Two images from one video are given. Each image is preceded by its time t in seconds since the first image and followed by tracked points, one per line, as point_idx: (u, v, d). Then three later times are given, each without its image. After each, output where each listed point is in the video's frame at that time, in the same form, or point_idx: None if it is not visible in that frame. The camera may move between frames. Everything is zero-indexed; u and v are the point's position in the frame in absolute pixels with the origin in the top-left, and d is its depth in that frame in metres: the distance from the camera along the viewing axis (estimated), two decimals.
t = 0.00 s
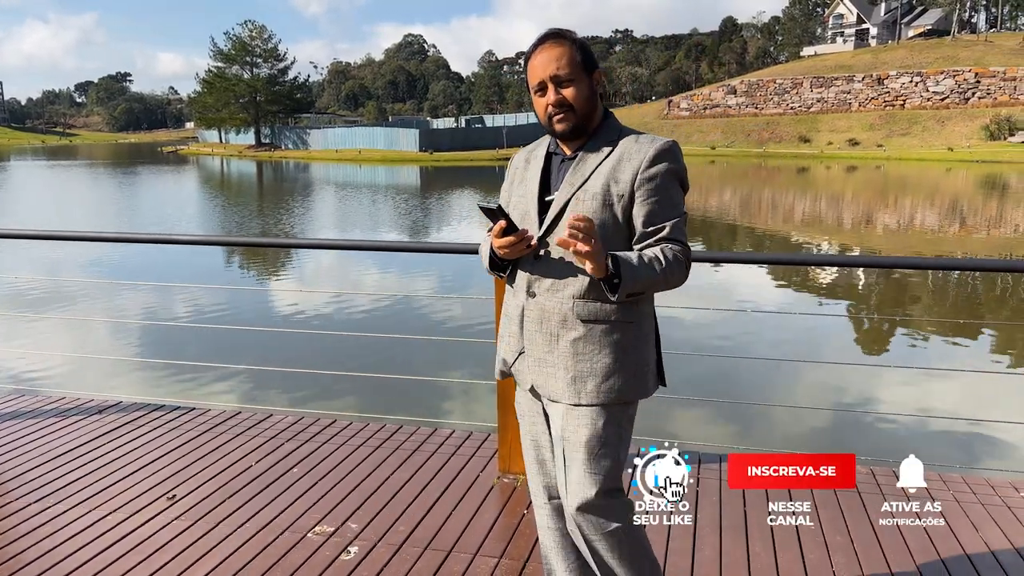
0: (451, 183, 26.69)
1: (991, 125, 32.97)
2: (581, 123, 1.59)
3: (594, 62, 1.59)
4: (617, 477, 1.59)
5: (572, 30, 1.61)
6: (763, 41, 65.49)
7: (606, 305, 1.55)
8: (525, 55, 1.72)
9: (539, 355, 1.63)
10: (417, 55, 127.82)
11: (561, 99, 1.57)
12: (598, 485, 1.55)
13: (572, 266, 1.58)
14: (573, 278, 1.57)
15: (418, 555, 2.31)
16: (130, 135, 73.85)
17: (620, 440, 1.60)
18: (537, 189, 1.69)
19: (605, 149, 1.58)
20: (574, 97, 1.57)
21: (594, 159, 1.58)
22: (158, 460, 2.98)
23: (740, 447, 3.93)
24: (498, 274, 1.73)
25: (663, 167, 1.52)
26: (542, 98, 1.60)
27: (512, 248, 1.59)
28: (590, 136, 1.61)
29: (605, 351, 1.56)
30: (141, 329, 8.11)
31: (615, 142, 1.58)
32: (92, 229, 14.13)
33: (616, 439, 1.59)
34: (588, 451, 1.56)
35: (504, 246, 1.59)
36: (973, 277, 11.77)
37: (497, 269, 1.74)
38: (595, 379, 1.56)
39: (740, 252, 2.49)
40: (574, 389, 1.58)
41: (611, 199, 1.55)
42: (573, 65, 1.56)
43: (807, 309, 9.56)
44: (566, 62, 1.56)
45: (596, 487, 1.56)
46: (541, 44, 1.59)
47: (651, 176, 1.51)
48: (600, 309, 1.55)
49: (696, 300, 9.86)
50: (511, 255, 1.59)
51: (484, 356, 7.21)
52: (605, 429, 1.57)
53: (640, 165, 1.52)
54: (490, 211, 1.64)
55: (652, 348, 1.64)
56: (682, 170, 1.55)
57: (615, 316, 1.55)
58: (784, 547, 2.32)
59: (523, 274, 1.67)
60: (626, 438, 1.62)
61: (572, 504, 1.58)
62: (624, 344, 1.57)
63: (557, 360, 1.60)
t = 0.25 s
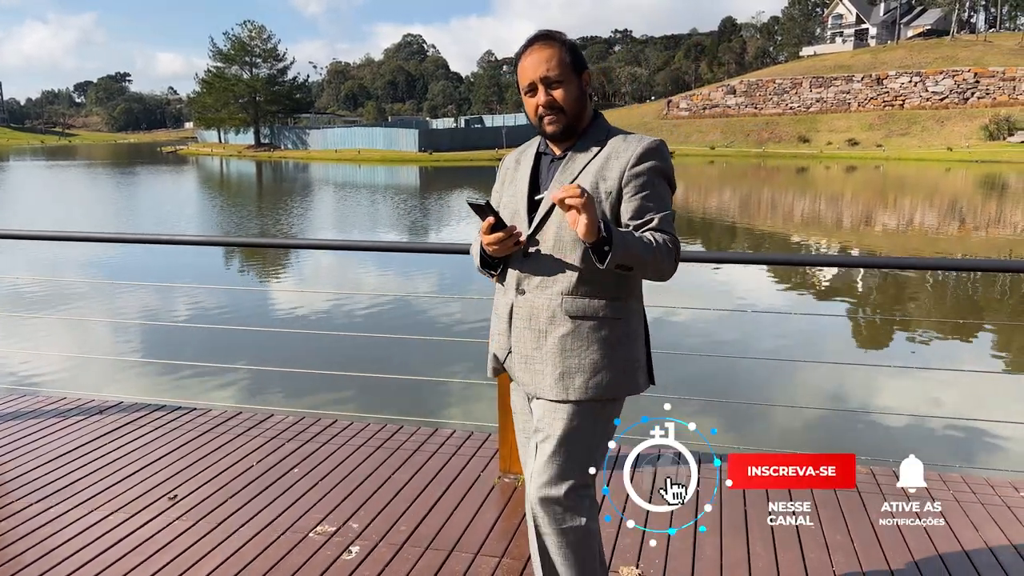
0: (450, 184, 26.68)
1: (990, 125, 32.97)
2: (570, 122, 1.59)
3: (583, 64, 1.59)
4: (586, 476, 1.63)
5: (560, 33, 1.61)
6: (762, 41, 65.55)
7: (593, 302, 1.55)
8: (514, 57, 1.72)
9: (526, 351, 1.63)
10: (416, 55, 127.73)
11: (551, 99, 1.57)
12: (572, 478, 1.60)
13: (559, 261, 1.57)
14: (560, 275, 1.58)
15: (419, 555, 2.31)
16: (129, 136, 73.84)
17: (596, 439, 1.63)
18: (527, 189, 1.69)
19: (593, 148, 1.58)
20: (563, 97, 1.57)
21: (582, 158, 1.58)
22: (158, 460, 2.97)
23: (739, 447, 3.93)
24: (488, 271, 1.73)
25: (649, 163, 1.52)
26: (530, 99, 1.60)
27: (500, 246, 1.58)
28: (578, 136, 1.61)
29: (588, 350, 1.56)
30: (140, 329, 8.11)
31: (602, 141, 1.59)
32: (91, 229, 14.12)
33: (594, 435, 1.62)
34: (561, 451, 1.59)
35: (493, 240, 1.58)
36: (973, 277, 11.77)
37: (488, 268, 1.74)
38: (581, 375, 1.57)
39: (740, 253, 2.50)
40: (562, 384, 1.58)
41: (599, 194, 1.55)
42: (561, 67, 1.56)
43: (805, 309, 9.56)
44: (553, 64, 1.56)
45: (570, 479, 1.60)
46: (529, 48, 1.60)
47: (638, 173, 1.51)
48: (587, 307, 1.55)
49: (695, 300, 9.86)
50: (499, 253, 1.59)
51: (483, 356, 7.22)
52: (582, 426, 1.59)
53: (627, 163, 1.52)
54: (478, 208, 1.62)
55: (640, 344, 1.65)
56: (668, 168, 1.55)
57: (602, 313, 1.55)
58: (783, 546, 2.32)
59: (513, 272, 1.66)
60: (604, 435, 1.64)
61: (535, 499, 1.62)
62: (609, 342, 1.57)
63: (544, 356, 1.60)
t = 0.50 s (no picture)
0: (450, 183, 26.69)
1: (989, 125, 32.98)
2: (560, 125, 1.59)
3: (571, 65, 1.59)
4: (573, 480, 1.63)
5: (548, 35, 1.61)
6: (761, 41, 65.62)
7: (582, 306, 1.55)
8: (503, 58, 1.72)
9: (518, 353, 1.63)
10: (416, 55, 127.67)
11: (540, 102, 1.57)
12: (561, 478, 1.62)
13: (546, 263, 1.58)
14: (549, 277, 1.57)
15: (420, 554, 2.31)
16: (128, 136, 73.79)
17: (582, 445, 1.63)
18: (517, 193, 1.69)
19: (583, 150, 1.58)
20: (552, 99, 1.57)
21: (570, 160, 1.58)
22: (159, 460, 2.97)
23: (740, 447, 3.93)
24: (481, 274, 1.73)
25: (637, 164, 1.51)
26: (519, 102, 1.60)
27: (490, 249, 1.58)
28: (568, 138, 1.61)
29: (576, 352, 1.56)
30: (139, 329, 8.12)
31: (591, 143, 1.58)
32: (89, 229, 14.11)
33: (584, 436, 1.62)
34: (545, 454, 1.61)
35: (483, 244, 1.58)
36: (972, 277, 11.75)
37: (481, 270, 1.74)
38: (570, 378, 1.56)
39: (739, 253, 2.51)
40: (551, 387, 1.58)
41: (587, 198, 1.55)
42: (550, 69, 1.55)
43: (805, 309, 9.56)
44: (542, 65, 1.55)
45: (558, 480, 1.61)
46: (517, 51, 1.60)
47: (625, 175, 1.50)
48: (577, 310, 1.55)
49: (694, 300, 9.87)
50: (489, 255, 1.59)
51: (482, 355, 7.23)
52: (570, 429, 1.59)
53: (614, 164, 1.52)
54: (468, 212, 1.63)
55: (631, 345, 1.64)
56: (657, 169, 1.55)
57: (591, 317, 1.55)
58: (784, 545, 2.32)
59: (503, 274, 1.67)
60: (594, 437, 1.64)
61: (522, 498, 1.65)
62: (599, 345, 1.56)
63: (533, 359, 1.60)
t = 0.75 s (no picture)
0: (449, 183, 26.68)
1: (988, 125, 33.00)
2: (554, 127, 1.58)
3: (568, 67, 1.58)
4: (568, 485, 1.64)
5: (545, 35, 1.59)
6: (761, 41, 65.64)
7: (571, 314, 1.54)
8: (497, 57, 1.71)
9: (507, 359, 1.64)
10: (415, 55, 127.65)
11: (534, 103, 1.56)
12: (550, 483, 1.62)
13: (535, 269, 1.57)
14: (537, 285, 1.57)
15: (423, 554, 2.31)
16: (128, 135, 73.71)
17: (572, 451, 1.63)
18: (508, 197, 1.69)
19: (576, 155, 1.57)
20: (546, 102, 1.55)
21: (562, 165, 1.57)
22: (161, 460, 2.97)
23: (739, 447, 3.93)
24: (470, 277, 1.73)
25: (628, 173, 1.51)
26: (514, 102, 1.59)
27: (480, 253, 1.58)
28: (561, 142, 1.60)
29: (565, 360, 1.56)
30: (138, 329, 8.11)
31: (584, 148, 1.57)
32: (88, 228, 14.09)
33: (574, 443, 1.62)
34: (538, 465, 1.61)
35: (472, 249, 1.58)
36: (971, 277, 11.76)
37: (470, 273, 1.74)
38: (559, 387, 1.56)
39: (739, 253, 2.49)
40: (539, 394, 1.58)
41: (577, 205, 1.54)
42: (546, 70, 1.54)
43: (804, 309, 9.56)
44: (537, 67, 1.54)
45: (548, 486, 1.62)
46: (512, 50, 1.58)
47: (615, 184, 1.50)
48: (567, 318, 1.54)
49: (694, 300, 9.86)
50: (479, 261, 1.59)
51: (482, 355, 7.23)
52: (559, 435, 1.60)
53: (605, 173, 1.51)
54: (456, 216, 1.62)
55: (621, 352, 1.64)
56: (650, 177, 1.54)
57: (580, 325, 1.54)
58: (787, 545, 2.32)
59: (493, 281, 1.67)
60: (585, 443, 1.64)
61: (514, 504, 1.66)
62: (588, 353, 1.56)
63: (523, 365, 1.60)
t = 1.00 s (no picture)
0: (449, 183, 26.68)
1: (987, 125, 33.03)
2: (540, 127, 1.58)
3: (555, 65, 1.57)
4: (557, 488, 1.64)
5: (532, 32, 1.58)
6: (760, 41, 65.67)
7: (558, 319, 1.54)
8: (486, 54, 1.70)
9: (494, 364, 1.64)
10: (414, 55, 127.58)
11: (519, 103, 1.55)
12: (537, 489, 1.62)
13: (521, 275, 1.57)
14: (524, 290, 1.57)
15: (428, 554, 2.32)
16: (126, 135, 73.56)
17: (558, 455, 1.63)
18: (494, 199, 1.69)
19: (563, 157, 1.57)
20: (532, 100, 1.55)
21: (549, 167, 1.57)
22: (165, 460, 2.97)
23: (739, 446, 3.93)
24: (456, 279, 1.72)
25: (615, 177, 1.51)
26: (498, 101, 1.58)
27: (464, 257, 1.58)
28: (549, 143, 1.60)
29: (552, 366, 1.56)
30: (138, 329, 8.11)
31: (572, 149, 1.57)
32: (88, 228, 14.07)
33: (561, 449, 1.62)
34: (525, 470, 1.61)
35: (457, 252, 1.57)
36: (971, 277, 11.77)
37: (457, 277, 1.74)
38: (545, 393, 1.56)
39: (738, 253, 2.49)
40: (526, 400, 1.58)
41: (563, 209, 1.54)
42: (532, 69, 1.53)
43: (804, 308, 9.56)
44: (524, 65, 1.53)
45: (534, 492, 1.61)
46: (499, 47, 1.58)
47: (603, 186, 1.50)
48: (554, 323, 1.54)
49: (694, 300, 9.86)
50: (464, 264, 1.58)
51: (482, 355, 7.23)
52: (546, 441, 1.60)
53: (592, 175, 1.51)
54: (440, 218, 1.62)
55: (610, 357, 1.64)
56: (637, 181, 1.54)
57: (567, 331, 1.54)
58: (792, 547, 2.31)
59: (480, 285, 1.67)
60: (573, 448, 1.64)
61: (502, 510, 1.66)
62: (575, 359, 1.56)
63: (509, 370, 1.60)
